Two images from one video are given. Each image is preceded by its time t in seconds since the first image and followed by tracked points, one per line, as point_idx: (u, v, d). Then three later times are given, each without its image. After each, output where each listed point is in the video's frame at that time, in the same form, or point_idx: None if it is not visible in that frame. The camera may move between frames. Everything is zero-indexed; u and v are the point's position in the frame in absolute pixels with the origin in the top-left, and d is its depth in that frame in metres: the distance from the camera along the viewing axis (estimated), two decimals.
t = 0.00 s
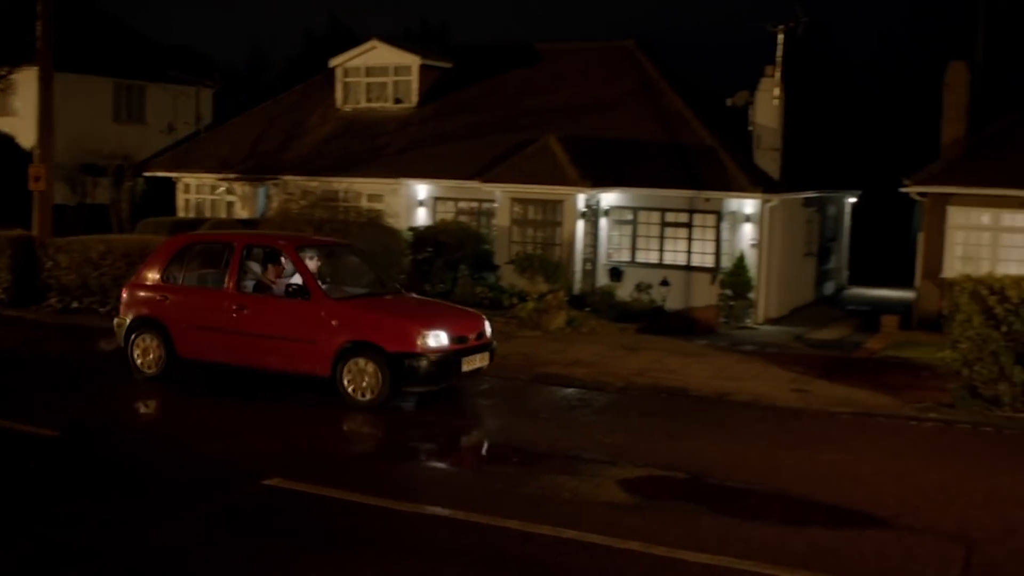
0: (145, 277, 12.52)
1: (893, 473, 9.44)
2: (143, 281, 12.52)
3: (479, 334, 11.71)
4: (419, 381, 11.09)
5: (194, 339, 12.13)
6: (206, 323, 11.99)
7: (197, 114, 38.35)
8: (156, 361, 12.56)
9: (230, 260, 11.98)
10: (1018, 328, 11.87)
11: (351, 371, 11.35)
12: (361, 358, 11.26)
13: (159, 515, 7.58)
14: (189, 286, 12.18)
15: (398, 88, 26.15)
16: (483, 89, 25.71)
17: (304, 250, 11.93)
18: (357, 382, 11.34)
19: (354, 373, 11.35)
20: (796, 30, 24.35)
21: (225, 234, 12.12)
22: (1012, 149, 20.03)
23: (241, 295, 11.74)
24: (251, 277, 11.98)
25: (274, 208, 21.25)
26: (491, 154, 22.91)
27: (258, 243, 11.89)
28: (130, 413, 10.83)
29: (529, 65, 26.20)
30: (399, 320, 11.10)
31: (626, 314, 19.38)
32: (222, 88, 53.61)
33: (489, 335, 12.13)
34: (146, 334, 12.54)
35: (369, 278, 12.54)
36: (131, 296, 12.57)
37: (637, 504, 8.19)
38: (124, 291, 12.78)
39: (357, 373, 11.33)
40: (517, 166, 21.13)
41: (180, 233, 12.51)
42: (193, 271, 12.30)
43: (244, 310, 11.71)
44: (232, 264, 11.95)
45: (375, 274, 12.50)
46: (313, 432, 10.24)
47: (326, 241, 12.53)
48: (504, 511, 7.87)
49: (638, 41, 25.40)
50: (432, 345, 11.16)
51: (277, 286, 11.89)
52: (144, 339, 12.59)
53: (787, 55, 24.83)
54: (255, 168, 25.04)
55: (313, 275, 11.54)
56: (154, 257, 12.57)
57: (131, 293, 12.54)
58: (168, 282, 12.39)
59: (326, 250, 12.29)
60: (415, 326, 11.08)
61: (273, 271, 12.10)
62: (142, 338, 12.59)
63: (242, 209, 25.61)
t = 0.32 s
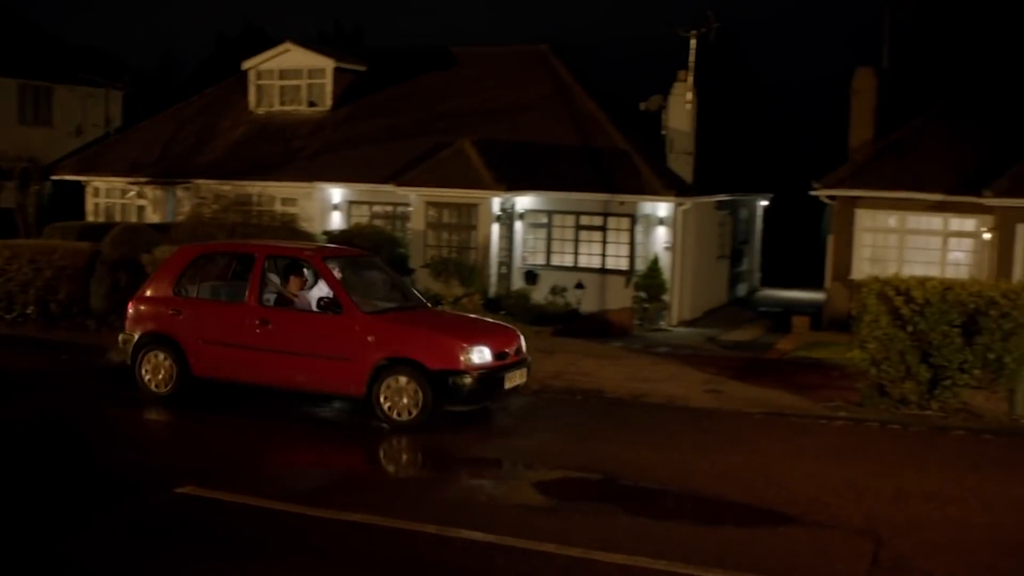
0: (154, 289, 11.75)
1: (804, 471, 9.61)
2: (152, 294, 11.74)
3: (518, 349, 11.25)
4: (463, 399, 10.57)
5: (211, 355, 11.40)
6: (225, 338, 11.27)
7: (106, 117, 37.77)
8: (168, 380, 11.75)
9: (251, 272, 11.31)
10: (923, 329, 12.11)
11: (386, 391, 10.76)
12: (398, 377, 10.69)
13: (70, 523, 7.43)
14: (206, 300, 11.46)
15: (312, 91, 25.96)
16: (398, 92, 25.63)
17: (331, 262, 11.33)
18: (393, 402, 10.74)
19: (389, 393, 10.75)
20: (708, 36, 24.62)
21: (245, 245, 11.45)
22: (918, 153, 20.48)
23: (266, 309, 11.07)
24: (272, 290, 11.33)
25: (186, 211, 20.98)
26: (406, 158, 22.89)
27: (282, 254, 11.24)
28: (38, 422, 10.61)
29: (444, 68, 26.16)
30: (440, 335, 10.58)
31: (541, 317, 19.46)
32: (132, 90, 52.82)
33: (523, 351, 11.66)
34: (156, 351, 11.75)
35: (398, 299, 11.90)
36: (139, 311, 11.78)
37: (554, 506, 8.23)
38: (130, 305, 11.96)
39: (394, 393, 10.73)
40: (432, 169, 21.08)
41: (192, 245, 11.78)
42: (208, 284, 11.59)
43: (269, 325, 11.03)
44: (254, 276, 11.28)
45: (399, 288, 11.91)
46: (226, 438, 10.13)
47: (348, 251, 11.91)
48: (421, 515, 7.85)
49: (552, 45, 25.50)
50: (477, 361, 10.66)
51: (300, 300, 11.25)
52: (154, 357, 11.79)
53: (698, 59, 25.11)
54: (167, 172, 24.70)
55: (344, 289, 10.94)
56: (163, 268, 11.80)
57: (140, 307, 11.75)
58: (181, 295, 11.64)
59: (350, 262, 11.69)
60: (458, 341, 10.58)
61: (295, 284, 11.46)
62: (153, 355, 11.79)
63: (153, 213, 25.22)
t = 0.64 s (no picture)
0: (172, 305, 11.24)
1: (725, 471, 9.71)
2: (169, 309, 11.24)
3: (559, 363, 10.88)
4: (512, 417, 10.17)
5: (238, 373, 10.93)
6: (253, 355, 10.80)
7: (16, 122, 37.00)
8: (188, 400, 11.25)
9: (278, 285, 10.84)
10: (836, 329, 12.32)
11: (428, 409, 10.33)
12: (442, 394, 10.27)
13: None
14: (230, 315, 10.97)
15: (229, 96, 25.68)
16: (317, 97, 25.46)
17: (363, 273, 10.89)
18: (438, 420, 10.31)
19: (433, 411, 10.32)
20: (625, 41, 24.84)
21: (270, 257, 10.98)
22: (831, 157, 20.85)
23: (297, 324, 10.61)
24: (301, 303, 10.88)
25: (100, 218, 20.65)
26: (326, 163, 22.79)
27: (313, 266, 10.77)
28: None
29: (361, 72, 26.03)
30: (486, 350, 10.18)
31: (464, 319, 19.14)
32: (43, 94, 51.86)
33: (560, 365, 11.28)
34: (177, 369, 11.25)
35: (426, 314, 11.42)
36: (157, 328, 11.26)
37: (477, 511, 8.22)
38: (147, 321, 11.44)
39: (437, 411, 10.31)
40: (351, 175, 20.95)
41: (211, 257, 11.27)
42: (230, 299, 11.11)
43: (302, 341, 10.58)
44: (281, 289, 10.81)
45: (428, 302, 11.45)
46: (143, 448, 9.98)
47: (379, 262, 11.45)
48: (345, 523, 7.80)
49: (471, 50, 25.52)
50: (523, 377, 10.29)
51: (330, 314, 10.80)
52: (174, 375, 11.30)
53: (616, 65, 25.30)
54: (80, 178, 24.27)
55: (380, 302, 10.51)
56: (182, 282, 11.28)
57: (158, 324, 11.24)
58: (202, 310, 11.14)
59: (379, 273, 11.24)
60: (503, 356, 10.19)
61: (324, 296, 11.01)
62: (173, 374, 11.28)
63: (66, 220, 24.68)
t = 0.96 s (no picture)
0: (197, 319, 10.65)
1: (658, 473, 9.79)
2: (192, 322, 10.67)
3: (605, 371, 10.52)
4: (564, 431, 9.76)
5: (270, 390, 10.39)
6: (288, 371, 10.27)
7: None
8: (218, 420, 10.64)
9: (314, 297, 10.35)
10: (763, 330, 12.46)
11: (477, 424, 9.89)
12: (491, 408, 9.83)
13: None
14: (261, 330, 10.43)
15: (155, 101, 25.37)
16: (244, 103, 25.23)
17: (401, 284, 10.44)
18: (487, 435, 9.88)
19: (482, 426, 9.88)
20: (553, 46, 24.94)
21: (305, 267, 10.48)
22: (758, 161, 21.10)
23: (335, 337, 10.12)
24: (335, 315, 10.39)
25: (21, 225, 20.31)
26: (254, 169, 22.65)
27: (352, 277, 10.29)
28: None
29: (289, 78, 25.85)
30: (536, 362, 9.77)
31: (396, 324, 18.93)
32: None
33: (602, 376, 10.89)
34: (204, 387, 10.64)
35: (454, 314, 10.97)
36: (181, 344, 10.66)
37: (406, 516, 8.22)
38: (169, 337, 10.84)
39: (487, 425, 9.88)
40: (279, 180, 20.76)
41: (238, 268, 10.73)
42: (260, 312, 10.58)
43: (341, 356, 10.08)
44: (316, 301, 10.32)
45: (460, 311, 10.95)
46: (69, 459, 9.83)
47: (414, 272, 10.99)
48: (274, 531, 7.76)
49: (400, 56, 25.46)
50: (575, 389, 9.89)
51: (364, 326, 10.47)
52: (201, 392, 10.67)
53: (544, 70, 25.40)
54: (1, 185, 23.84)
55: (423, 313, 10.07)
56: (208, 294, 10.71)
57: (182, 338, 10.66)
58: (230, 324, 10.58)
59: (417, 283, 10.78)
60: (555, 368, 9.78)
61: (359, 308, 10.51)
62: (201, 391, 10.66)
63: None
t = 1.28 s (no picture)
0: (240, 331, 10.20)
1: (609, 476, 9.83)
2: (234, 334, 10.22)
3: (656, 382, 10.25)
4: (628, 444, 9.47)
5: (320, 404, 9.97)
6: (340, 385, 9.86)
7: None
8: (263, 433, 10.19)
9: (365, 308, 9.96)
10: (714, 334, 12.56)
11: (537, 438, 9.55)
12: (554, 420, 9.51)
13: None
14: (310, 343, 10.02)
15: (102, 106, 25.04)
16: (193, 108, 25.04)
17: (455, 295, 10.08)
18: (550, 448, 9.55)
19: (543, 440, 9.55)
20: (504, 52, 25.00)
21: (354, 278, 10.09)
22: (708, 166, 21.26)
23: (389, 350, 9.75)
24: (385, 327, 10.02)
25: None
26: (203, 175, 22.50)
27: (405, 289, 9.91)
28: None
29: (238, 82, 25.68)
30: (598, 374, 9.48)
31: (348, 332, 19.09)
32: None
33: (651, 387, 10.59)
34: (250, 401, 10.19)
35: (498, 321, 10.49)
36: (224, 356, 10.19)
37: (356, 523, 8.20)
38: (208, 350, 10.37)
39: (549, 438, 9.54)
40: (228, 186, 20.61)
41: (282, 278, 10.30)
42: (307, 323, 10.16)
43: (396, 369, 9.71)
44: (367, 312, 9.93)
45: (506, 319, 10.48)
46: (17, 470, 9.69)
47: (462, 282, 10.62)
48: (224, 540, 7.71)
49: (351, 61, 25.39)
50: (638, 401, 9.60)
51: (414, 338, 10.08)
52: (247, 407, 10.22)
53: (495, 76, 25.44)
54: None
55: (480, 325, 9.72)
56: (251, 305, 10.25)
57: (223, 352, 10.20)
58: (277, 336, 10.15)
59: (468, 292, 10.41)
60: (618, 380, 9.50)
61: (410, 318, 10.10)
62: (246, 405, 10.22)
63: None
